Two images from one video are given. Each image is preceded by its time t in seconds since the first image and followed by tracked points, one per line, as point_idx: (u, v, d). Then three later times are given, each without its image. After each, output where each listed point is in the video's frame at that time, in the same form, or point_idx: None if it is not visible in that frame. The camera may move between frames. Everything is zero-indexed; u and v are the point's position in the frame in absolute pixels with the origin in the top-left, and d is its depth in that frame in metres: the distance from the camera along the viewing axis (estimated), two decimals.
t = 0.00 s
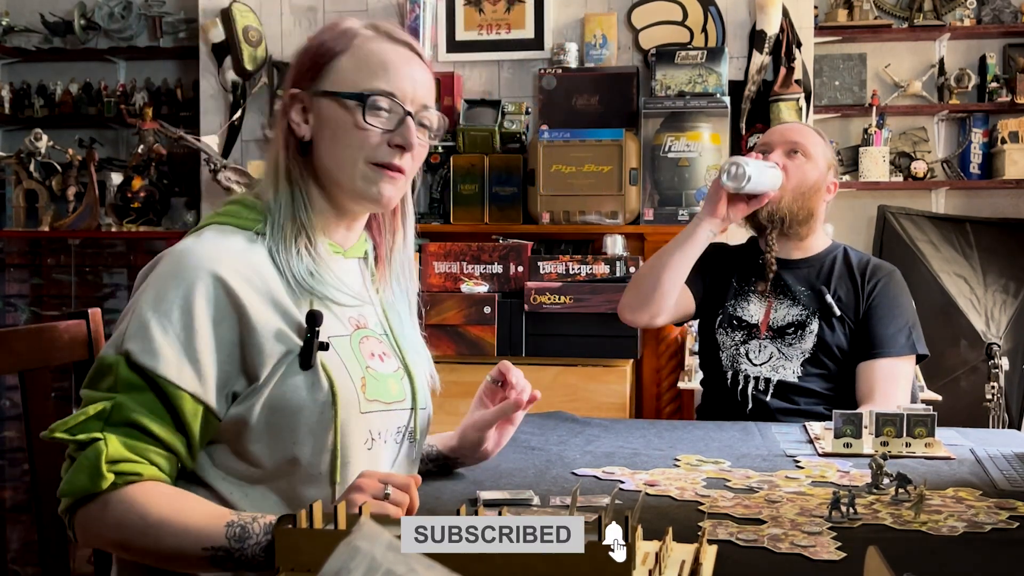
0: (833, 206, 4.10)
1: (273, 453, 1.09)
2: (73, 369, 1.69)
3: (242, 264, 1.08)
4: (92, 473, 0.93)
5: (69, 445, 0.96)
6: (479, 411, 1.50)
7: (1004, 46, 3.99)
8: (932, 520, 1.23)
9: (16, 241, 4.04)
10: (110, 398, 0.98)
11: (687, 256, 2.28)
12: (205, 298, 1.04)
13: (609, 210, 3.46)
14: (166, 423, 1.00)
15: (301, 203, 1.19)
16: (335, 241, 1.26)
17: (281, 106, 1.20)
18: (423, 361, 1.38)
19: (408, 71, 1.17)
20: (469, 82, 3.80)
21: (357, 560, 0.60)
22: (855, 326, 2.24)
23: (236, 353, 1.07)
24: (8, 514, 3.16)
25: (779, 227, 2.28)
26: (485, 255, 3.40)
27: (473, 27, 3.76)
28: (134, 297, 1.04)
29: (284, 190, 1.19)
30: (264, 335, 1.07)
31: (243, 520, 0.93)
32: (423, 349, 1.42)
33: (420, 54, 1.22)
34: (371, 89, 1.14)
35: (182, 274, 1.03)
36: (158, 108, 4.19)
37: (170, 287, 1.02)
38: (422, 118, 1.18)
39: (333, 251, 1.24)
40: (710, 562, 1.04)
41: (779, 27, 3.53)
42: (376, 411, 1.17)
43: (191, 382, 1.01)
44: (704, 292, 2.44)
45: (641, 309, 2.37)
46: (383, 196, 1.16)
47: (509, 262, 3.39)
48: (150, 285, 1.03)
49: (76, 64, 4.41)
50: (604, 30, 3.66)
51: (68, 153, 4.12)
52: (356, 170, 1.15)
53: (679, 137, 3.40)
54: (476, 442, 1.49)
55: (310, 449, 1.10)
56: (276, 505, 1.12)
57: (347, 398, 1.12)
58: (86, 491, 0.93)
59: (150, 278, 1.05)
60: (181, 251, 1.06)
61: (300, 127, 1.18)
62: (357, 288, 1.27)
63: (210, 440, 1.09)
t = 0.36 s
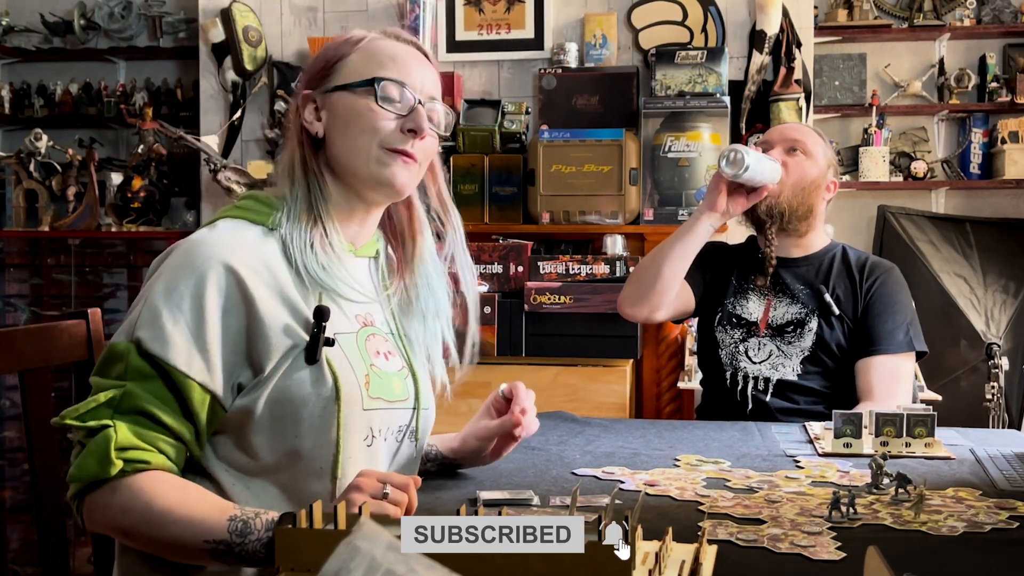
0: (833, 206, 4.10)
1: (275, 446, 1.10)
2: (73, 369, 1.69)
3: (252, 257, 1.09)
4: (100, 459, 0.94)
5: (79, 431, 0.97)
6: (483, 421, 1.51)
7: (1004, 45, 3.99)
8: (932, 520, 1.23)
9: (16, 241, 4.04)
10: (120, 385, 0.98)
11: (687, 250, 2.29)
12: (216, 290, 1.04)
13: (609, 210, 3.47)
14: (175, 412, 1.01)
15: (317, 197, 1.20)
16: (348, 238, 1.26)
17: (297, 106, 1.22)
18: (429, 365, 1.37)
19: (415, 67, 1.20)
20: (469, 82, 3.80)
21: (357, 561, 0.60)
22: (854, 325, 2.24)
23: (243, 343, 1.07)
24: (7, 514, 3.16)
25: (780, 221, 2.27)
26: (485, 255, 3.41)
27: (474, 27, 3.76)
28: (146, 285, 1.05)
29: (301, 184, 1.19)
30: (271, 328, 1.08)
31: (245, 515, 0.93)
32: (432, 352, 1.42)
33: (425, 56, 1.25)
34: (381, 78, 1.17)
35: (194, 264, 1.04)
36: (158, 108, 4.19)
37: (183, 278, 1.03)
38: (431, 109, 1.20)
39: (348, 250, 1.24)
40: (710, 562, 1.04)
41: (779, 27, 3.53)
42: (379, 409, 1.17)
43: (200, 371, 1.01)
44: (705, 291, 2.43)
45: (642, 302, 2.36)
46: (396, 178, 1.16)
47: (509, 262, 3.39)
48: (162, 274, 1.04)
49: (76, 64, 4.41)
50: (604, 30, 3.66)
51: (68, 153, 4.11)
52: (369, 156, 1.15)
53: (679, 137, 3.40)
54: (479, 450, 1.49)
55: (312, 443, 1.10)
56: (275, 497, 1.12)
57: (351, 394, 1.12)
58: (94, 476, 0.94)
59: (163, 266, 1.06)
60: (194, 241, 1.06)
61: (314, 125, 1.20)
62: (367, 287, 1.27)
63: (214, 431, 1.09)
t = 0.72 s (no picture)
0: (833, 206, 4.10)
1: (273, 443, 1.11)
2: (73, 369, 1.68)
3: (253, 256, 1.10)
4: (104, 455, 0.94)
5: (82, 431, 0.97)
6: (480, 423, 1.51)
7: (1004, 45, 3.99)
8: (932, 520, 1.23)
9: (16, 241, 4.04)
10: (122, 384, 0.99)
11: (679, 269, 2.28)
12: (217, 288, 1.05)
13: (609, 210, 3.47)
14: (179, 412, 1.02)
15: (320, 201, 1.20)
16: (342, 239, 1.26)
17: (312, 102, 1.20)
18: (420, 364, 1.39)
19: (438, 98, 1.23)
20: (469, 82, 3.80)
21: (357, 561, 0.60)
22: (849, 326, 2.25)
23: (243, 342, 1.08)
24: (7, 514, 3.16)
25: (767, 229, 2.29)
26: (485, 255, 3.40)
27: (473, 27, 3.75)
28: (147, 283, 1.06)
29: (306, 187, 1.19)
30: (271, 327, 1.09)
31: (244, 514, 0.94)
32: (422, 354, 1.42)
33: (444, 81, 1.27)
34: (410, 110, 1.18)
35: (195, 262, 1.04)
36: (158, 108, 4.19)
37: (184, 276, 1.04)
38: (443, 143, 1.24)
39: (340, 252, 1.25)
40: (710, 562, 1.04)
41: (779, 27, 3.53)
42: (373, 407, 1.17)
43: (201, 368, 1.02)
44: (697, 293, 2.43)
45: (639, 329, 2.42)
46: (397, 208, 1.21)
47: (509, 262, 3.38)
48: (163, 272, 1.05)
49: (76, 64, 4.41)
50: (604, 30, 3.66)
51: (68, 153, 4.11)
52: (381, 181, 1.18)
53: (679, 136, 3.40)
54: (478, 448, 1.49)
55: (310, 441, 1.11)
56: (273, 496, 1.12)
57: (347, 394, 1.12)
58: (97, 474, 0.94)
59: (163, 265, 1.07)
60: (195, 240, 1.07)
61: (329, 129, 1.19)
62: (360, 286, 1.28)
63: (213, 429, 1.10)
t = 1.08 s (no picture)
0: (833, 206, 4.11)
1: (252, 448, 1.10)
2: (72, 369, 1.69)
3: (222, 261, 1.09)
4: (94, 473, 0.94)
5: (67, 451, 0.96)
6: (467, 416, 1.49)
7: (1004, 45, 3.99)
8: (932, 520, 1.23)
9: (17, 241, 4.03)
10: (103, 399, 0.98)
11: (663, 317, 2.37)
12: (187, 294, 1.04)
13: (609, 210, 3.47)
14: (162, 423, 1.02)
15: (282, 201, 1.20)
16: (317, 241, 1.26)
17: (263, 108, 1.22)
18: (408, 362, 1.38)
19: (383, 73, 1.20)
20: (469, 82, 3.80)
21: (357, 561, 0.60)
22: (840, 327, 2.25)
23: (215, 348, 1.07)
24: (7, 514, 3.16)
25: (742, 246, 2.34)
26: (485, 255, 3.40)
27: (474, 27, 3.75)
28: (119, 292, 1.05)
29: (266, 188, 1.20)
30: (241, 331, 1.08)
31: (240, 521, 0.93)
32: (413, 353, 1.43)
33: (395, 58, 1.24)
34: (347, 86, 1.16)
35: (163, 270, 1.04)
36: (158, 108, 4.19)
37: (154, 284, 1.03)
38: (397, 118, 1.19)
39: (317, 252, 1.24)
40: (710, 562, 1.04)
41: (779, 27, 3.53)
42: (354, 407, 1.17)
43: (173, 375, 1.01)
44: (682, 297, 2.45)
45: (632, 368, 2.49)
46: (357, 191, 1.18)
47: (509, 262, 3.39)
48: (133, 281, 1.04)
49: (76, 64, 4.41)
50: (604, 30, 3.66)
51: (68, 153, 4.11)
52: (331, 169, 1.16)
53: (679, 137, 3.40)
54: (465, 443, 1.48)
55: (289, 443, 1.10)
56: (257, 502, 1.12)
57: (324, 395, 1.12)
58: (87, 492, 0.94)
59: (133, 275, 1.06)
60: (165, 247, 1.07)
61: (278, 129, 1.20)
62: (341, 286, 1.28)
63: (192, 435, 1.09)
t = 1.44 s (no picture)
0: (833, 206, 4.11)
1: (218, 457, 1.10)
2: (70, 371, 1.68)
3: (179, 267, 1.08)
4: (75, 498, 0.94)
5: (43, 476, 0.96)
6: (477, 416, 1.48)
7: (1004, 45, 3.99)
8: (932, 520, 1.23)
9: (17, 241, 4.06)
10: (70, 418, 0.98)
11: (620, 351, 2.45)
12: (146, 304, 1.03)
13: (609, 210, 3.46)
14: (135, 436, 1.01)
15: (243, 193, 1.21)
16: (283, 236, 1.26)
17: (229, 101, 1.24)
18: (388, 363, 1.39)
19: (349, 58, 1.22)
20: (469, 82, 3.79)
21: (357, 560, 0.62)
22: (835, 332, 2.25)
23: (177, 357, 1.07)
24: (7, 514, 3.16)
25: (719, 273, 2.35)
26: (485, 255, 3.40)
27: (473, 27, 3.75)
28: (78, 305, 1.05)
29: (228, 180, 1.20)
30: (201, 339, 1.07)
31: (236, 531, 0.95)
32: (393, 357, 1.44)
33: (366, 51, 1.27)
34: (308, 66, 1.18)
35: (120, 280, 1.03)
36: (158, 108, 4.19)
37: (112, 294, 1.02)
38: (363, 100, 1.22)
39: (281, 248, 1.24)
40: (710, 562, 1.04)
41: (779, 27, 3.53)
42: (326, 410, 1.17)
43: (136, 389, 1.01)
44: (676, 304, 2.48)
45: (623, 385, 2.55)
46: (322, 173, 1.17)
47: (509, 262, 3.39)
48: (91, 291, 1.03)
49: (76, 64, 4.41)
50: (604, 30, 3.66)
51: (68, 153, 4.11)
52: (292, 148, 1.16)
53: (679, 137, 3.41)
54: (472, 448, 1.49)
55: (259, 452, 1.10)
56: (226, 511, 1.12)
57: (291, 399, 1.12)
58: (70, 516, 0.94)
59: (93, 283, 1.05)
60: (122, 254, 1.06)
61: (243, 119, 1.22)
62: (311, 285, 1.28)
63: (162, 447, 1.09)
